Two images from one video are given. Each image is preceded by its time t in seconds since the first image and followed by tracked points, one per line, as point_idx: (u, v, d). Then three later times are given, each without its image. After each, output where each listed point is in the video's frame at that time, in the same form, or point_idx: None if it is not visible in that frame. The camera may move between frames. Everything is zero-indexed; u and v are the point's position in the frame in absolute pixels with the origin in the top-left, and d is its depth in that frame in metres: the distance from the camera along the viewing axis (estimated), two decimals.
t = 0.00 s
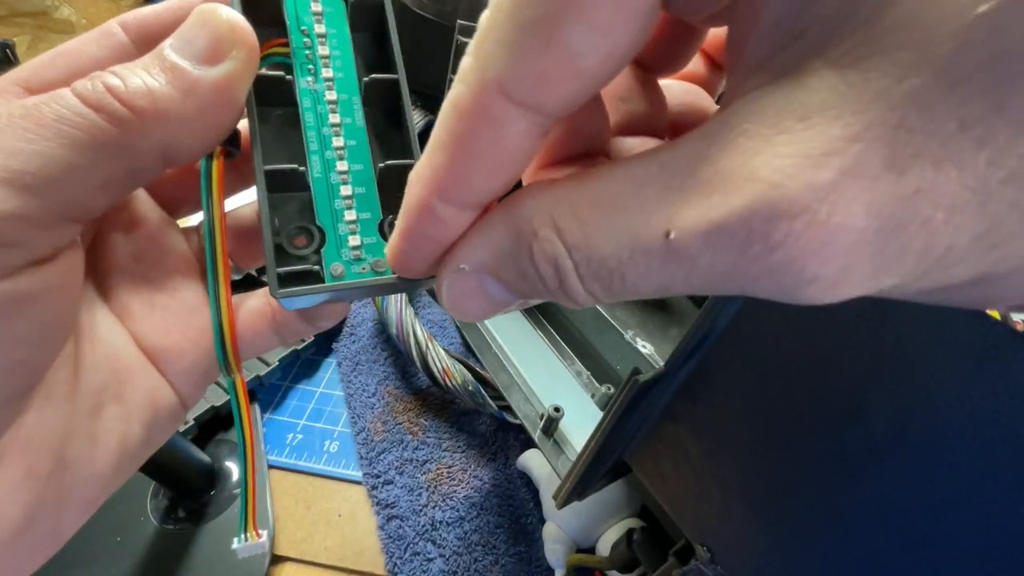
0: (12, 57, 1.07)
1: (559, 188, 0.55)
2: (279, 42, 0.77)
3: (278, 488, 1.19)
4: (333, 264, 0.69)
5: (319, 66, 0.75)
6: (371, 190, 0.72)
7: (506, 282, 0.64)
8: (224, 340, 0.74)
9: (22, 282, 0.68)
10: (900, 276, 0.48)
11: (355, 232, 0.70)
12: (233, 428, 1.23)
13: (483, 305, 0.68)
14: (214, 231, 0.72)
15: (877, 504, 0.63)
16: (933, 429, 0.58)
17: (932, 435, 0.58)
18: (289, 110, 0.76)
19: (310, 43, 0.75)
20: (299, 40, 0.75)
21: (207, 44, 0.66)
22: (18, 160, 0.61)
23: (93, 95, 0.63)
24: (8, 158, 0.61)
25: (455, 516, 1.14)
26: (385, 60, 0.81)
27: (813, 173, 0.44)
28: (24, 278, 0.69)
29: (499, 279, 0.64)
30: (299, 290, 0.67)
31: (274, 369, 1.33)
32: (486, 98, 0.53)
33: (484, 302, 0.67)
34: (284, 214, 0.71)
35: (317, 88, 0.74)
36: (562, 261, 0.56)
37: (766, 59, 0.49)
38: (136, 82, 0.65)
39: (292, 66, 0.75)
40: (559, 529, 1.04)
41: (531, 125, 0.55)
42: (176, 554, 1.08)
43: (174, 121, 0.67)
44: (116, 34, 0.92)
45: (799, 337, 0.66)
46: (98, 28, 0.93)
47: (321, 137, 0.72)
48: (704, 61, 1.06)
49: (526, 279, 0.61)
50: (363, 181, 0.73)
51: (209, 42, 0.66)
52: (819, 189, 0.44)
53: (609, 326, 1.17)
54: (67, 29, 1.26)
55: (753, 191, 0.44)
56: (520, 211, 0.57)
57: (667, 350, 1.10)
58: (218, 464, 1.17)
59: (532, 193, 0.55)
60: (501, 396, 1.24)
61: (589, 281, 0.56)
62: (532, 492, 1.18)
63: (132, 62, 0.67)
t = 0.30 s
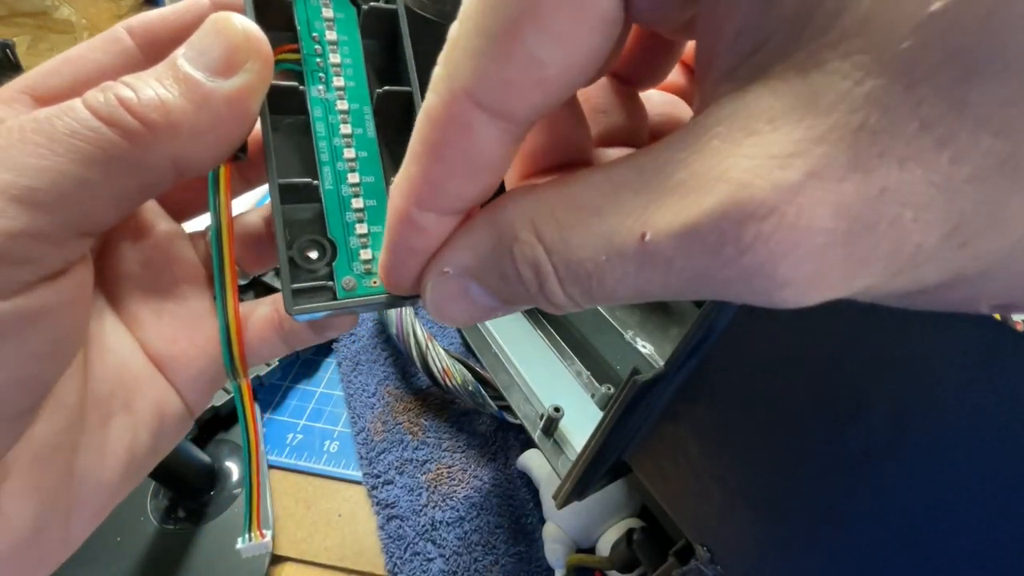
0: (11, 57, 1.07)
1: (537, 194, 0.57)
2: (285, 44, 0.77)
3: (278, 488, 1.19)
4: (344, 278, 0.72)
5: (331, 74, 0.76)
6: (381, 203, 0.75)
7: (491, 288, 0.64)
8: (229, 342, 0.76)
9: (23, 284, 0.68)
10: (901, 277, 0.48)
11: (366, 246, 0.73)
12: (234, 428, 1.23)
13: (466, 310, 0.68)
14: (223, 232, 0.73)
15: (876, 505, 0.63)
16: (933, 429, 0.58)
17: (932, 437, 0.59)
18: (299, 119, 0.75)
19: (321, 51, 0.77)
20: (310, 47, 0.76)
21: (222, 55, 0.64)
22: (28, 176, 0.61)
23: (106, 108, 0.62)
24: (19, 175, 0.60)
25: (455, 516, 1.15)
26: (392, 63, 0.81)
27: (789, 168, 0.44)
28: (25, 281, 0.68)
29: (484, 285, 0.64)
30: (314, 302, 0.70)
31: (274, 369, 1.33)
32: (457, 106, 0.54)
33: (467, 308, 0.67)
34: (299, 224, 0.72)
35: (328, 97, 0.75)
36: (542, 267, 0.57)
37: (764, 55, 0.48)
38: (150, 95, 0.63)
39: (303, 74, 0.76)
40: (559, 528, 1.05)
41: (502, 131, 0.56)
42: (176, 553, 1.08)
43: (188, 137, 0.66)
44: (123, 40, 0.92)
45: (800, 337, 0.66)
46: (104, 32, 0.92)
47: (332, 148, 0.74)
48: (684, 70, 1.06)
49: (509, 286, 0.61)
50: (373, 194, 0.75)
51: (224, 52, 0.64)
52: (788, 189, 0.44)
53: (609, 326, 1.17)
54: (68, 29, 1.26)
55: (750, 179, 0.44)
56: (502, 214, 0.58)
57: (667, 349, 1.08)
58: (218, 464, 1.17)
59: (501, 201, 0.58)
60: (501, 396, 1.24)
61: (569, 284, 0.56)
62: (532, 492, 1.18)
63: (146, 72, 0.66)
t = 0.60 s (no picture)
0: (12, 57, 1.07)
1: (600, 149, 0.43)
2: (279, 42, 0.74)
3: (278, 488, 1.18)
4: (356, 295, 0.77)
5: (330, 77, 0.75)
6: (387, 216, 0.79)
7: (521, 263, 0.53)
8: (224, 344, 0.78)
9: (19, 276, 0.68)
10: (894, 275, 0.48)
11: (376, 263, 0.78)
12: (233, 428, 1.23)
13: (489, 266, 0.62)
14: (216, 240, 0.72)
15: (878, 504, 0.63)
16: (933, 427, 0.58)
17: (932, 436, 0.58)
18: (299, 128, 0.76)
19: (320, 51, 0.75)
20: (307, 47, 0.74)
21: (217, 74, 0.63)
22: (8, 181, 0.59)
23: (89, 124, 0.60)
24: None
25: (455, 516, 1.14)
26: (395, 62, 0.80)
27: (945, 98, 0.25)
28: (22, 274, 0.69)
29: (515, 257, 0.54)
30: (330, 326, 0.77)
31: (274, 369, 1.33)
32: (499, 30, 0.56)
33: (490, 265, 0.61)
34: (308, 240, 0.76)
35: (328, 104, 0.75)
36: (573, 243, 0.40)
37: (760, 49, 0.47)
38: (134, 109, 0.61)
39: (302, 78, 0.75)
40: (559, 528, 1.04)
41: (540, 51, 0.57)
42: (176, 553, 1.08)
43: (175, 150, 0.65)
44: (102, 33, 0.92)
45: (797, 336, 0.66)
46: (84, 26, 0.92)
47: (337, 161, 0.76)
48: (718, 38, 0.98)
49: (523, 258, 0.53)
50: (379, 207, 0.78)
51: (217, 71, 0.63)
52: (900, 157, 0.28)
53: (609, 326, 1.16)
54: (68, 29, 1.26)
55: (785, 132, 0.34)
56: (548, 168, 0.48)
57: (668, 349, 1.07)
58: (217, 464, 1.17)
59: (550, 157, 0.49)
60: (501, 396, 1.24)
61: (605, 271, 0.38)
62: (532, 492, 1.18)
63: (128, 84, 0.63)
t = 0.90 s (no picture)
0: (12, 57, 1.07)
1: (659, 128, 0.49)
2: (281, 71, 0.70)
3: (278, 488, 1.18)
4: (353, 334, 0.79)
5: (335, 109, 0.72)
6: (388, 257, 0.78)
7: (577, 227, 0.57)
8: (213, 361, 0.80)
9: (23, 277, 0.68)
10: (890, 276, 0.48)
11: (374, 303, 0.79)
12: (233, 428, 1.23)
13: (548, 243, 0.63)
14: (213, 280, 0.73)
15: (878, 504, 0.62)
16: (933, 429, 0.57)
17: (932, 437, 0.58)
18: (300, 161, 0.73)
19: (325, 81, 0.71)
20: (311, 76, 0.70)
21: (218, 119, 0.57)
22: None
23: (73, 172, 0.54)
24: None
25: (455, 516, 1.14)
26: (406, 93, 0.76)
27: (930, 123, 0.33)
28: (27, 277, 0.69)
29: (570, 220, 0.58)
30: (325, 368, 0.78)
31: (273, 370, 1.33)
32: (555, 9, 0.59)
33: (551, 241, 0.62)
34: (308, 278, 0.75)
35: (332, 138, 0.72)
36: (632, 226, 0.48)
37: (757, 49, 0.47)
38: (125, 156, 0.55)
39: (305, 108, 0.72)
40: (559, 529, 1.04)
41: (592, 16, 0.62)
42: (176, 554, 1.07)
43: (170, 195, 0.59)
44: (96, 51, 0.91)
45: (798, 334, 0.66)
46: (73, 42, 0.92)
47: (339, 200, 0.74)
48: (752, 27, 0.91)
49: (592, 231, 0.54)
50: (380, 247, 0.78)
51: (220, 116, 0.57)
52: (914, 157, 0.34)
53: (608, 326, 1.15)
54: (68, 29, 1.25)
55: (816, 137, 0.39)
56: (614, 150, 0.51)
57: (666, 349, 1.10)
58: (218, 464, 1.17)
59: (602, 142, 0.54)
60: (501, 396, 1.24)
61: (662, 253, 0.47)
62: (532, 492, 1.18)
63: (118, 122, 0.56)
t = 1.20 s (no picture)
0: (13, 57, 1.06)
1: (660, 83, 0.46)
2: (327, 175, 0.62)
3: (278, 488, 1.17)
4: (367, 437, 0.65)
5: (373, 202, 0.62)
6: (414, 360, 0.66)
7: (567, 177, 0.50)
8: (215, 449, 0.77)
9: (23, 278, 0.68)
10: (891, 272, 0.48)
11: (393, 405, 0.66)
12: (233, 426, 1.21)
13: (525, 204, 0.53)
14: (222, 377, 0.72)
15: (877, 503, 0.62)
16: (934, 429, 0.57)
17: (932, 437, 0.58)
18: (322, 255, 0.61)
19: (370, 168, 0.62)
20: (355, 160, 0.61)
21: (270, 236, 0.47)
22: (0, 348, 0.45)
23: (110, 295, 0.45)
24: None
25: (455, 516, 1.15)
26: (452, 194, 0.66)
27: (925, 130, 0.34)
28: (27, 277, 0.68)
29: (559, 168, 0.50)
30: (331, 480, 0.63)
31: (274, 368, 1.26)
32: None
33: (525, 194, 0.52)
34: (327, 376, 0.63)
35: (370, 236, 0.62)
36: (642, 159, 0.44)
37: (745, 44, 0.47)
38: (171, 277, 0.45)
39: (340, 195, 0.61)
40: (559, 529, 1.04)
41: None
42: (177, 553, 1.07)
43: (220, 316, 0.49)
44: (143, 138, 0.83)
45: (799, 333, 0.66)
46: (120, 123, 0.83)
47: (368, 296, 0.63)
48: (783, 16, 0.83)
49: (583, 179, 0.49)
50: (407, 350, 0.66)
51: (275, 234, 0.47)
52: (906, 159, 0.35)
53: (608, 326, 1.15)
54: (67, 29, 1.23)
55: (817, 110, 0.39)
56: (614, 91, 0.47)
57: (667, 350, 1.10)
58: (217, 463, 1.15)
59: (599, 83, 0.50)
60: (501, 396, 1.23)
61: (662, 201, 0.44)
62: (532, 492, 1.19)
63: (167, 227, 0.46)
